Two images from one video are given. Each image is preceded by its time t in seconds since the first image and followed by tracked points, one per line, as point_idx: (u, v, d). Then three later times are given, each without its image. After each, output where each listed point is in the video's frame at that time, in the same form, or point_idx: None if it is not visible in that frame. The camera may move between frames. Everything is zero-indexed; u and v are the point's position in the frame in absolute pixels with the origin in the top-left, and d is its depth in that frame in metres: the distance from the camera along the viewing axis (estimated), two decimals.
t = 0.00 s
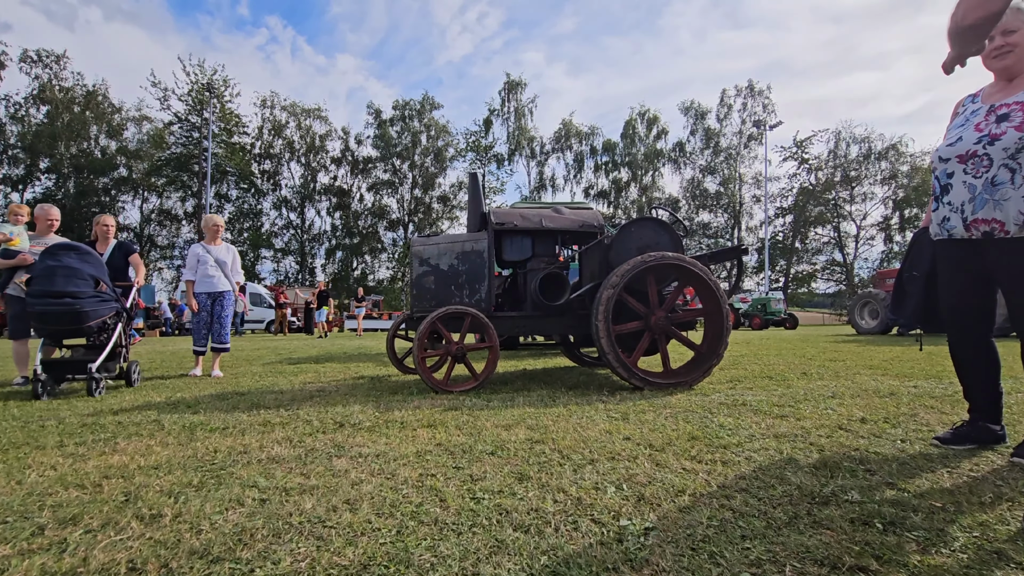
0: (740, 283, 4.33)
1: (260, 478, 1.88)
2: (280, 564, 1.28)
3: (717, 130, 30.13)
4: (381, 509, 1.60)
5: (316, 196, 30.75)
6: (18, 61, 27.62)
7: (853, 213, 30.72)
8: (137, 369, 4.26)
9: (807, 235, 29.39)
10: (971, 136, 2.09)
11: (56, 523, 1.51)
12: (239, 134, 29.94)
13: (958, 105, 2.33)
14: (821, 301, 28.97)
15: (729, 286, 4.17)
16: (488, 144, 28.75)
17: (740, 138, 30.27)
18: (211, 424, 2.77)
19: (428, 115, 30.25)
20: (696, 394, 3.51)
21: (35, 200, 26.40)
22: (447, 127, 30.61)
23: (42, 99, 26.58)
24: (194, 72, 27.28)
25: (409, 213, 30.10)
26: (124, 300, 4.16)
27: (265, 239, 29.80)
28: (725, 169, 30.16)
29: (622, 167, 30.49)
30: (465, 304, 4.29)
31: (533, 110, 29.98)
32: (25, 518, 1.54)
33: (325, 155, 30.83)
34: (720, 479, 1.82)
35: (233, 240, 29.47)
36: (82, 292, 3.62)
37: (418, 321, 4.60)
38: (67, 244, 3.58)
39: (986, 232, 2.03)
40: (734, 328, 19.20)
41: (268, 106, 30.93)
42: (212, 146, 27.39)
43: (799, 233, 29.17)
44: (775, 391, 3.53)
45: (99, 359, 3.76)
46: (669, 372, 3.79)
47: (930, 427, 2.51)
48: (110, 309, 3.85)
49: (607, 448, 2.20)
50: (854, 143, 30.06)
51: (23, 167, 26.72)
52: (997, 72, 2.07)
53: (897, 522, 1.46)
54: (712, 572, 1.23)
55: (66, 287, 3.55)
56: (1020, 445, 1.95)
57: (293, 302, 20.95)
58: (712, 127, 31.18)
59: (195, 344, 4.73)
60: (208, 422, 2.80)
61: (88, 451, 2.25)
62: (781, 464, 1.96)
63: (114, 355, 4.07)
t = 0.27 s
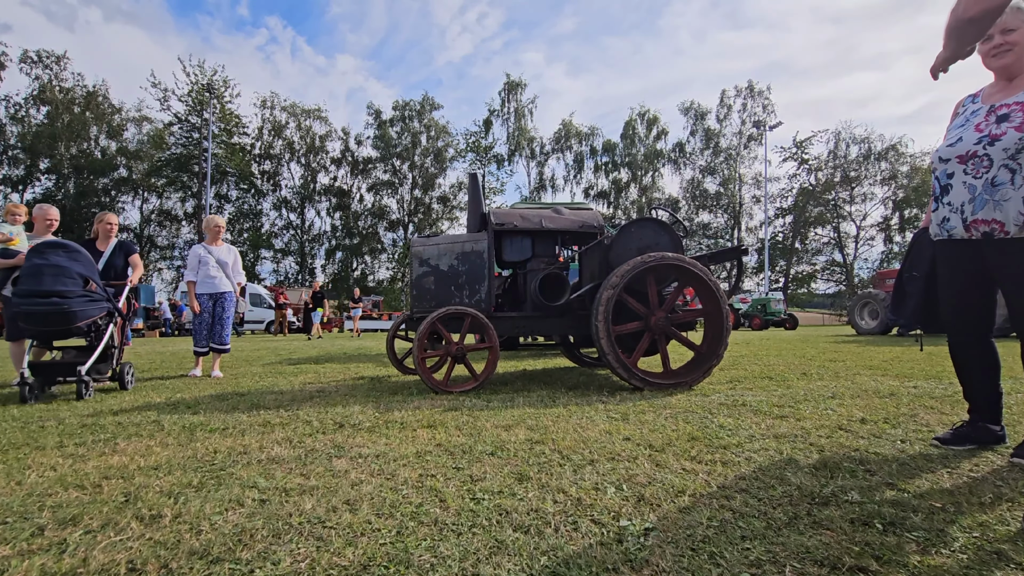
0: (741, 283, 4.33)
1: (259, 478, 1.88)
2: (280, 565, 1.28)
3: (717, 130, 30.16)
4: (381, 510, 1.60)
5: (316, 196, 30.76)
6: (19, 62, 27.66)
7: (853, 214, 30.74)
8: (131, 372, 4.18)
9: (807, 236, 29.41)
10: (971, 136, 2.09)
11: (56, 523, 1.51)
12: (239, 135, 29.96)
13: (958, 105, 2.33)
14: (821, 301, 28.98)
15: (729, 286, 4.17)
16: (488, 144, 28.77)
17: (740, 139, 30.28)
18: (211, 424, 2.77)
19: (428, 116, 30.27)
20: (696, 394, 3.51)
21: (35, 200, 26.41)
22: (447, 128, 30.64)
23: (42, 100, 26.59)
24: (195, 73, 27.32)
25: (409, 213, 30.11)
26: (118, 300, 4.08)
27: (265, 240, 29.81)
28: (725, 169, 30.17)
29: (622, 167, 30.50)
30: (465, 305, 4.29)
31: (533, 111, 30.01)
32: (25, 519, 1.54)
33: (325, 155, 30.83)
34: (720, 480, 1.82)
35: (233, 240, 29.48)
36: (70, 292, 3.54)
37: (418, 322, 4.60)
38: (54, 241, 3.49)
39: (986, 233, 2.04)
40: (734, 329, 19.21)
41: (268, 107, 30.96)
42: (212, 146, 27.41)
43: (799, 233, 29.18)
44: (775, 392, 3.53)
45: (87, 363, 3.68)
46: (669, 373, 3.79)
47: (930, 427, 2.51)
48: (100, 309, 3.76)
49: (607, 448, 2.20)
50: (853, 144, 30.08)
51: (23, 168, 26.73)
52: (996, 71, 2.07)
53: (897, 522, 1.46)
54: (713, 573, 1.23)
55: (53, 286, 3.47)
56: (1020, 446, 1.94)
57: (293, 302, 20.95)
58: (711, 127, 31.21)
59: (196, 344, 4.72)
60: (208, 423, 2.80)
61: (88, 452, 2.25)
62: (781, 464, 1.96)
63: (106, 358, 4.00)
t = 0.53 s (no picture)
0: (741, 284, 4.32)
1: (259, 479, 1.88)
2: (280, 565, 1.28)
3: (717, 131, 30.17)
4: (381, 510, 1.60)
5: (316, 197, 30.77)
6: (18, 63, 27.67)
7: (853, 214, 30.75)
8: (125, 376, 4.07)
9: (807, 236, 29.41)
10: (972, 137, 2.09)
11: (55, 524, 1.51)
12: (239, 135, 29.96)
13: (959, 105, 2.33)
14: (821, 301, 28.98)
15: (729, 286, 4.17)
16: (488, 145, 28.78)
17: (740, 139, 30.29)
18: (211, 425, 2.77)
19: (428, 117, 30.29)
20: (696, 394, 3.51)
21: (35, 201, 26.42)
22: (447, 128, 30.65)
23: (42, 101, 26.59)
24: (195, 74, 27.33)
25: (409, 214, 30.12)
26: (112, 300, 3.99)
27: (265, 240, 29.81)
28: (725, 169, 30.18)
29: (622, 168, 30.50)
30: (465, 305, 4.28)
31: (533, 111, 30.02)
32: (24, 519, 1.54)
33: (325, 156, 30.85)
34: (721, 480, 1.82)
35: (233, 241, 29.48)
36: (58, 291, 3.42)
37: (417, 322, 4.59)
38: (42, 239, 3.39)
39: (987, 233, 2.04)
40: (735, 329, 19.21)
41: (268, 108, 30.98)
42: (212, 147, 27.41)
43: (799, 234, 29.19)
44: (776, 392, 3.52)
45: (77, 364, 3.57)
46: (669, 373, 3.79)
47: (931, 428, 2.51)
48: (91, 310, 3.63)
49: (607, 448, 2.19)
50: (853, 144, 30.10)
51: (23, 169, 26.74)
52: (995, 71, 2.07)
53: (897, 523, 1.46)
54: (713, 573, 1.23)
55: (40, 285, 3.36)
56: (1021, 446, 1.94)
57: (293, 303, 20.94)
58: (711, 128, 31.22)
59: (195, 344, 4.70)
60: (208, 424, 2.80)
61: (87, 453, 2.24)
62: (782, 465, 1.96)
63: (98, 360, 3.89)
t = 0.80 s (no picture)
0: (741, 284, 4.32)
1: (259, 479, 1.88)
2: (280, 565, 1.28)
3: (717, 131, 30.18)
4: (381, 510, 1.60)
5: (316, 197, 30.77)
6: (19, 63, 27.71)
7: (853, 214, 30.76)
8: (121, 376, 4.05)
9: (807, 236, 29.43)
10: (972, 136, 2.09)
11: (56, 524, 1.50)
12: (239, 136, 29.96)
13: (959, 104, 2.33)
14: (821, 302, 29.00)
15: (730, 286, 4.17)
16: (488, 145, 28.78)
17: (740, 139, 30.30)
18: (211, 425, 2.76)
19: (428, 117, 30.30)
20: (696, 394, 3.51)
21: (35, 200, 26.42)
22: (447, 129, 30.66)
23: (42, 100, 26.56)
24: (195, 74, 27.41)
25: (409, 214, 30.13)
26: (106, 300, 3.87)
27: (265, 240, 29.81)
28: (725, 170, 30.19)
29: (622, 168, 30.51)
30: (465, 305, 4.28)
31: (533, 112, 30.03)
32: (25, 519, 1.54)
33: (325, 156, 30.85)
34: (721, 480, 1.82)
35: (233, 240, 29.48)
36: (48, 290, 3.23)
37: (417, 322, 4.59)
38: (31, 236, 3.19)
39: (987, 233, 2.04)
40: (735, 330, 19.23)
41: (268, 108, 31.10)
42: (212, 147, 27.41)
43: (799, 234, 29.20)
44: (776, 392, 3.52)
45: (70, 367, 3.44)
46: (669, 372, 3.79)
47: (931, 428, 2.50)
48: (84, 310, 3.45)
49: (608, 449, 2.19)
50: (853, 144, 30.11)
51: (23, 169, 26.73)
52: (993, 73, 2.06)
53: (897, 523, 1.46)
54: (713, 573, 1.23)
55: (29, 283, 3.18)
56: (1021, 447, 1.94)
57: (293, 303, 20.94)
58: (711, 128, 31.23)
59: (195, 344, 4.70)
60: (207, 424, 2.79)
61: (88, 453, 2.24)
62: (781, 465, 1.96)
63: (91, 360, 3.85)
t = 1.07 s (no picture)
0: (741, 284, 4.32)
1: (259, 480, 1.87)
2: (280, 566, 1.28)
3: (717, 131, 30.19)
4: (381, 510, 1.60)
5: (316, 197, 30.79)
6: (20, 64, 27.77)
7: (853, 214, 30.75)
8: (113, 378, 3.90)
9: (807, 237, 29.42)
10: (971, 135, 2.10)
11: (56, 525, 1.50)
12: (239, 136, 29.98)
13: (959, 104, 2.33)
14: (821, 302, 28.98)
15: (729, 287, 4.17)
16: (488, 146, 28.80)
17: (740, 139, 30.30)
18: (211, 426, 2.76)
19: (428, 117, 30.31)
20: (696, 395, 3.51)
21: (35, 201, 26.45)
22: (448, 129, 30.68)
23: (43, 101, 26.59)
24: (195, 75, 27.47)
25: (409, 214, 30.14)
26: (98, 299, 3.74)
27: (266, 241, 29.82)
28: (725, 170, 30.20)
29: (622, 168, 30.51)
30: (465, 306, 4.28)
31: (533, 112, 30.06)
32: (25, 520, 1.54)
33: (325, 156, 30.86)
34: (721, 480, 1.82)
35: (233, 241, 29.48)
36: (38, 288, 3.14)
37: (418, 322, 4.59)
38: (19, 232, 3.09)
39: (987, 233, 2.03)
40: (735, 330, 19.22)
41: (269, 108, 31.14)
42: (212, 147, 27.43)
43: (799, 234, 29.20)
44: (776, 392, 3.53)
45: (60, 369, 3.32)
46: (669, 373, 3.79)
47: (931, 428, 2.50)
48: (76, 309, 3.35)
49: (608, 449, 2.19)
50: (853, 145, 30.12)
51: (24, 170, 26.77)
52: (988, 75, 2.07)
53: (897, 523, 1.46)
54: (713, 573, 1.23)
55: (18, 282, 3.08)
56: (1021, 447, 1.94)
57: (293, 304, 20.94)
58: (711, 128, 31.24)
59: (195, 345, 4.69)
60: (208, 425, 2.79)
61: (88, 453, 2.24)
62: (782, 465, 1.96)
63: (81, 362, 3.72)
